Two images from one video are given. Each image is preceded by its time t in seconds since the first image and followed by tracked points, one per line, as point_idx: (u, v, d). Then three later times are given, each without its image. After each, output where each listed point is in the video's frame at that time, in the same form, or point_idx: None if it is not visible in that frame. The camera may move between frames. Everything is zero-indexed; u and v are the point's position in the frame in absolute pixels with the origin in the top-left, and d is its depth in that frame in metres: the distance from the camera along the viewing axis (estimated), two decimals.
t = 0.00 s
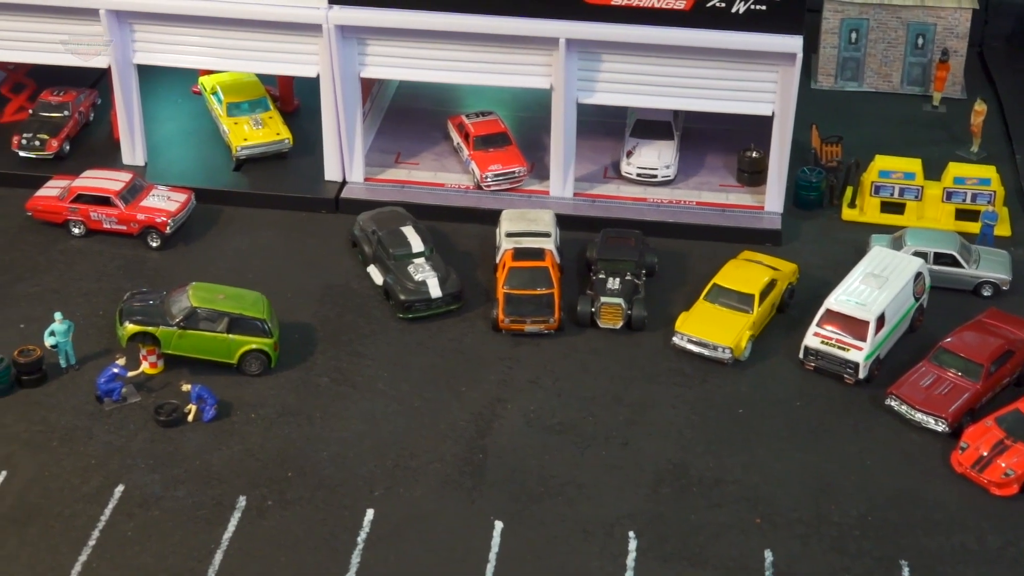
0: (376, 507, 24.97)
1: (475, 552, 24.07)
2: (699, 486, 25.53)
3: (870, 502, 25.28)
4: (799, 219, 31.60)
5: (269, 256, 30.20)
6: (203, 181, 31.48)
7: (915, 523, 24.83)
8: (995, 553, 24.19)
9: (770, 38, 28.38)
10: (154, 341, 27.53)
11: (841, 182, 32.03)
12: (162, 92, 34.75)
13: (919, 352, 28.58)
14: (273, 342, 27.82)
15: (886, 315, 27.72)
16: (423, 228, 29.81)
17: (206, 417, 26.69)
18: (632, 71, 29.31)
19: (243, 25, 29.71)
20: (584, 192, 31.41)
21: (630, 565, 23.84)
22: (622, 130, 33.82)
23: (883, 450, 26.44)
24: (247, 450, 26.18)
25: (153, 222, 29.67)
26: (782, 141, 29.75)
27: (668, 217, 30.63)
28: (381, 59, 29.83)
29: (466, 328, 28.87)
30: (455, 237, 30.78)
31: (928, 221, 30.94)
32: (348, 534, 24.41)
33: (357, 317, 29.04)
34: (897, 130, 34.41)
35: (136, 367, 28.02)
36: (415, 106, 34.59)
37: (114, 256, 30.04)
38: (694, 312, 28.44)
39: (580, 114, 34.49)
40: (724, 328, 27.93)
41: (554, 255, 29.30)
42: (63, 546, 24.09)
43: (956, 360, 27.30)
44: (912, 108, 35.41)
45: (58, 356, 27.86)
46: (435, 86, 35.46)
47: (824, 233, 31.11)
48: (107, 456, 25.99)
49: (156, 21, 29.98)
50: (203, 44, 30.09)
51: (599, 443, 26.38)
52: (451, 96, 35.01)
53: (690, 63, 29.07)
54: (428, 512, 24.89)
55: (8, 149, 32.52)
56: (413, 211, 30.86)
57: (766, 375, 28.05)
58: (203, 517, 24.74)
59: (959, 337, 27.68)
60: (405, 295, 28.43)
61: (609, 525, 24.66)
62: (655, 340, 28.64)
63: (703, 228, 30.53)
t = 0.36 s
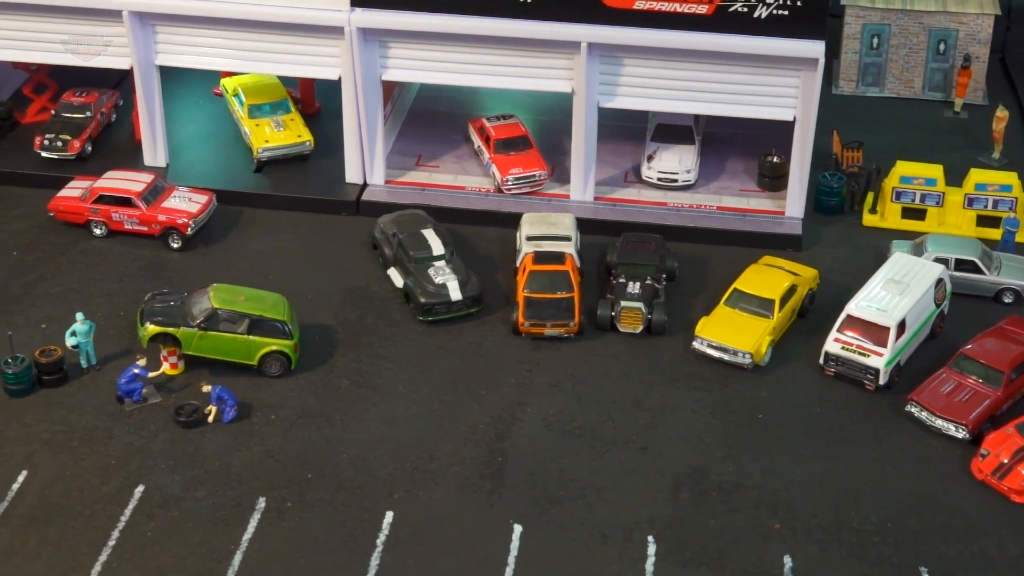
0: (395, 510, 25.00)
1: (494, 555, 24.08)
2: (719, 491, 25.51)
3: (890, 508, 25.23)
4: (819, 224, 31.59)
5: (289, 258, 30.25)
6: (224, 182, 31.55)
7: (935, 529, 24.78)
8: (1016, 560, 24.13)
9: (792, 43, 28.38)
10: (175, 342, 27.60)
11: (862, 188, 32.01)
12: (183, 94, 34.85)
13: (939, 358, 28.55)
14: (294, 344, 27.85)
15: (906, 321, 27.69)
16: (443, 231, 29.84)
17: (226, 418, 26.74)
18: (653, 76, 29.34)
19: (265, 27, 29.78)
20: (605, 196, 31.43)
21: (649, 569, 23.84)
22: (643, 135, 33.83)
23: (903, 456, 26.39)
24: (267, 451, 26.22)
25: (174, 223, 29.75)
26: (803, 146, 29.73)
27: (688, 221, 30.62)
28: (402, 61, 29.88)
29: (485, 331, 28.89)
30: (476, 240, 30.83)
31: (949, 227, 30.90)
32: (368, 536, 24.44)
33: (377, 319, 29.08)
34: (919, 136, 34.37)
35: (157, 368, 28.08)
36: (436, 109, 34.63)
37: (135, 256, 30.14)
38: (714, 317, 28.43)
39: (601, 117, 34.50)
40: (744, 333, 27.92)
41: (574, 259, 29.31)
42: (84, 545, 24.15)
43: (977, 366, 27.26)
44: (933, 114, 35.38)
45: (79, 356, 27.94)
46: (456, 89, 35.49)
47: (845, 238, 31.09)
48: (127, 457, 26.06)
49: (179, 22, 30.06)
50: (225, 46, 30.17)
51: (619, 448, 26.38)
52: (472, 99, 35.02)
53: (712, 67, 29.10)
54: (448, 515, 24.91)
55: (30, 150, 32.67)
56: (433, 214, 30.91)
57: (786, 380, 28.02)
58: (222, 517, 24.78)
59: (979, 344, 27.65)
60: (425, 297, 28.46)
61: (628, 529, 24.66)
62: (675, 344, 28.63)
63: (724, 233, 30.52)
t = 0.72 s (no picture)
0: (415, 513, 25.02)
1: (513, 560, 24.09)
2: (739, 498, 25.48)
3: (911, 516, 25.18)
4: (841, 231, 31.57)
5: (310, 261, 30.31)
6: (246, 185, 31.65)
7: (956, 538, 24.72)
8: None
9: (814, 49, 28.40)
10: (196, 345, 27.68)
11: (884, 195, 31.98)
12: (205, 97, 34.97)
13: (960, 367, 28.51)
14: (315, 347, 27.89)
15: (928, 329, 27.65)
16: (464, 235, 29.90)
17: (247, 420, 26.79)
18: (675, 81, 29.38)
19: (288, 31, 29.89)
20: (626, 201, 31.45)
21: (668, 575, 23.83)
22: (664, 140, 33.84)
23: (924, 464, 26.33)
24: (288, 454, 26.27)
25: (196, 225, 29.85)
26: (824, 152, 29.73)
27: (709, 228, 30.62)
28: (424, 66, 29.94)
29: (506, 336, 28.91)
30: (497, 244, 30.88)
31: (971, 235, 30.87)
32: (387, 539, 24.47)
33: (398, 323, 29.12)
34: (940, 144, 34.34)
35: (178, 370, 28.14)
36: (457, 113, 34.68)
37: (157, 258, 30.25)
38: (735, 323, 28.43)
39: (623, 122, 34.52)
40: (765, 340, 27.90)
41: (595, 264, 29.33)
42: (105, 546, 24.23)
43: (998, 375, 27.21)
44: (955, 121, 35.35)
45: (101, 358, 28.03)
46: (477, 93, 35.53)
47: (867, 245, 31.08)
48: (148, 459, 26.11)
49: (202, 25, 30.19)
50: (248, 49, 30.27)
51: (639, 453, 26.38)
52: (494, 104, 35.07)
53: (734, 74, 29.13)
54: (468, 519, 24.93)
55: (53, 151, 32.82)
56: (454, 218, 30.96)
57: (807, 387, 28.00)
58: (242, 520, 24.83)
59: (1001, 353, 27.61)
60: (446, 302, 28.50)
61: (647, 535, 24.65)
62: (696, 350, 28.62)
63: (745, 239, 30.52)
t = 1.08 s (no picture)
0: (434, 517, 25.03)
1: (532, 565, 24.09)
2: (758, 504, 25.45)
3: (930, 523, 25.12)
4: (861, 237, 31.55)
5: (330, 265, 30.37)
6: (266, 188, 31.75)
7: (976, 546, 24.65)
8: None
9: (836, 55, 28.38)
10: (217, 347, 27.72)
11: (904, 202, 31.97)
12: (226, 99, 35.09)
13: (980, 374, 28.46)
14: (334, 350, 27.92)
15: (948, 336, 27.61)
16: (484, 239, 29.95)
17: (267, 423, 26.82)
18: (696, 87, 29.43)
19: (309, 34, 29.98)
20: (646, 206, 31.47)
21: None
22: (685, 146, 33.85)
23: (944, 471, 26.27)
24: (307, 457, 26.30)
25: (217, 228, 29.97)
26: (845, 158, 29.72)
27: (729, 233, 30.62)
28: (446, 70, 30.01)
29: (525, 340, 28.93)
30: (517, 249, 30.92)
31: (992, 242, 30.80)
32: (406, 543, 24.49)
33: (417, 326, 29.16)
34: (961, 151, 34.30)
35: (198, 372, 28.19)
36: (477, 117, 34.73)
37: (178, 260, 30.35)
38: (755, 329, 28.42)
39: (643, 127, 34.54)
40: (785, 346, 27.90)
41: (615, 269, 29.35)
42: (124, 547, 24.28)
43: (1019, 383, 27.17)
44: (976, 129, 35.31)
45: (121, 359, 28.10)
46: (498, 97, 35.58)
47: (887, 252, 31.06)
48: (168, 460, 26.16)
49: (224, 27, 30.31)
50: (270, 52, 30.38)
51: (658, 459, 26.37)
52: (514, 108, 35.12)
53: (755, 79, 29.16)
54: (486, 524, 24.94)
55: (74, 153, 32.96)
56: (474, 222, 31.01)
57: (826, 393, 27.96)
58: (262, 522, 24.87)
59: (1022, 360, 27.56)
60: (466, 306, 28.55)
61: (666, 541, 24.64)
62: (715, 356, 28.61)
63: (765, 245, 30.52)
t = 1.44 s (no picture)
0: (452, 524, 25.02)
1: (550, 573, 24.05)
2: (776, 513, 25.40)
3: (949, 534, 25.03)
4: (881, 246, 31.55)
5: (349, 271, 30.43)
6: (286, 194, 31.89)
7: (995, 557, 24.56)
8: None
9: (857, 64, 28.36)
10: (236, 352, 27.78)
11: (924, 211, 31.98)
12: (247, 105, 35.26)
13: (1000, 385, 28.41)
14: (354, 356, 27.94)
15: (968, 346, 27.56)
16: (503, 246, 30.00)
17: (286, 428, 26.85)
18: (716, 95, 29.49)
19: (331, 41, 30.06)
20: (665, 214, 31.52)
21: None
22: (705, 154, 33.89)
23: (963, 482, 26.18)
24: (326, 462, 26.30)
25: (237, 233, 30.07)
26: (865, 167, 29.71)
27: (749, 242, 30.65)
28: (466, 76, 30.08)
29: (544, 347, 28.95)
30: (536, 256, 31.00)
31: (1012, 252, 30.75)
32: (425, 550, 24.48)
33: (436, 333, 29.21)
34: (981, 160, 34.27)
35: (218, 377, 28.25)
36: (497, 124, 34.83)
37: (199, 265, 30.49)
38: (774, 338, 28.41)
39: (663, 135, 34.58)
40: (805, 355, 27.88)
41: (634, 276, 29.34)
42: (143, 552, 24.30)
43: None
44: (997, 138, 35.27)
45: (141, 363, 28.18)
46: (518, 104, 35.67)
47: (906, 261, 31.06)
48: (187, 465, 26.18)
49: (246, 34, 30.41)
50: (292, 58, 30.47)
51: (676, 467, 26.33)
52: (534, 114, 35.20)
53: (775, 88, 29.19)
54: (504, 531, 24.91)
55: (95, 158, 33.18)
56: (494, 229, 31.10)
57: (846, 402, 27.93)
58: (280, 528, 24.87)
59: None
60: (485, 312, 28.61)
61: (685, 550, 24.58)
62: (734, 364, 28.59)
63: (785, 254, 30.55)
